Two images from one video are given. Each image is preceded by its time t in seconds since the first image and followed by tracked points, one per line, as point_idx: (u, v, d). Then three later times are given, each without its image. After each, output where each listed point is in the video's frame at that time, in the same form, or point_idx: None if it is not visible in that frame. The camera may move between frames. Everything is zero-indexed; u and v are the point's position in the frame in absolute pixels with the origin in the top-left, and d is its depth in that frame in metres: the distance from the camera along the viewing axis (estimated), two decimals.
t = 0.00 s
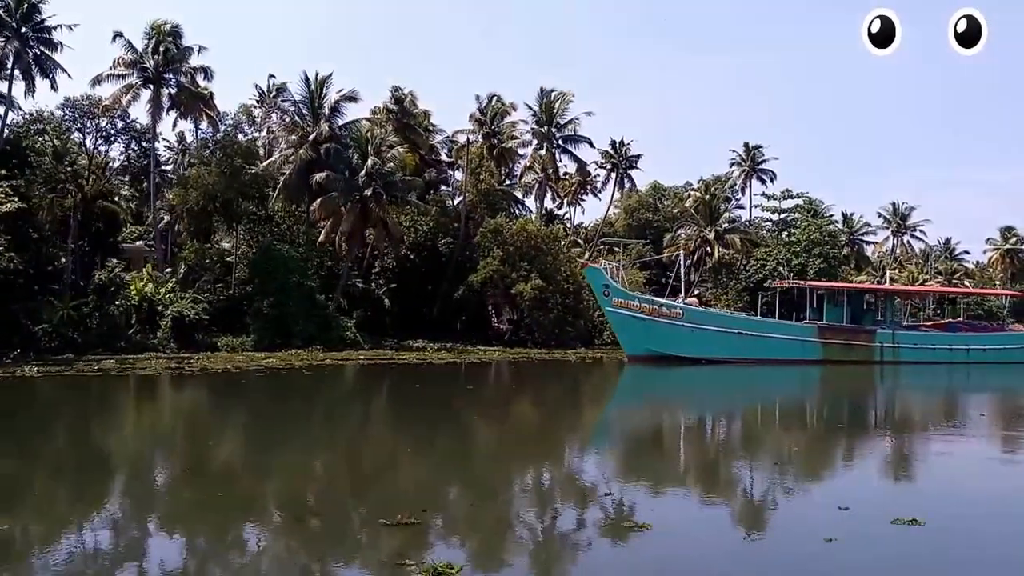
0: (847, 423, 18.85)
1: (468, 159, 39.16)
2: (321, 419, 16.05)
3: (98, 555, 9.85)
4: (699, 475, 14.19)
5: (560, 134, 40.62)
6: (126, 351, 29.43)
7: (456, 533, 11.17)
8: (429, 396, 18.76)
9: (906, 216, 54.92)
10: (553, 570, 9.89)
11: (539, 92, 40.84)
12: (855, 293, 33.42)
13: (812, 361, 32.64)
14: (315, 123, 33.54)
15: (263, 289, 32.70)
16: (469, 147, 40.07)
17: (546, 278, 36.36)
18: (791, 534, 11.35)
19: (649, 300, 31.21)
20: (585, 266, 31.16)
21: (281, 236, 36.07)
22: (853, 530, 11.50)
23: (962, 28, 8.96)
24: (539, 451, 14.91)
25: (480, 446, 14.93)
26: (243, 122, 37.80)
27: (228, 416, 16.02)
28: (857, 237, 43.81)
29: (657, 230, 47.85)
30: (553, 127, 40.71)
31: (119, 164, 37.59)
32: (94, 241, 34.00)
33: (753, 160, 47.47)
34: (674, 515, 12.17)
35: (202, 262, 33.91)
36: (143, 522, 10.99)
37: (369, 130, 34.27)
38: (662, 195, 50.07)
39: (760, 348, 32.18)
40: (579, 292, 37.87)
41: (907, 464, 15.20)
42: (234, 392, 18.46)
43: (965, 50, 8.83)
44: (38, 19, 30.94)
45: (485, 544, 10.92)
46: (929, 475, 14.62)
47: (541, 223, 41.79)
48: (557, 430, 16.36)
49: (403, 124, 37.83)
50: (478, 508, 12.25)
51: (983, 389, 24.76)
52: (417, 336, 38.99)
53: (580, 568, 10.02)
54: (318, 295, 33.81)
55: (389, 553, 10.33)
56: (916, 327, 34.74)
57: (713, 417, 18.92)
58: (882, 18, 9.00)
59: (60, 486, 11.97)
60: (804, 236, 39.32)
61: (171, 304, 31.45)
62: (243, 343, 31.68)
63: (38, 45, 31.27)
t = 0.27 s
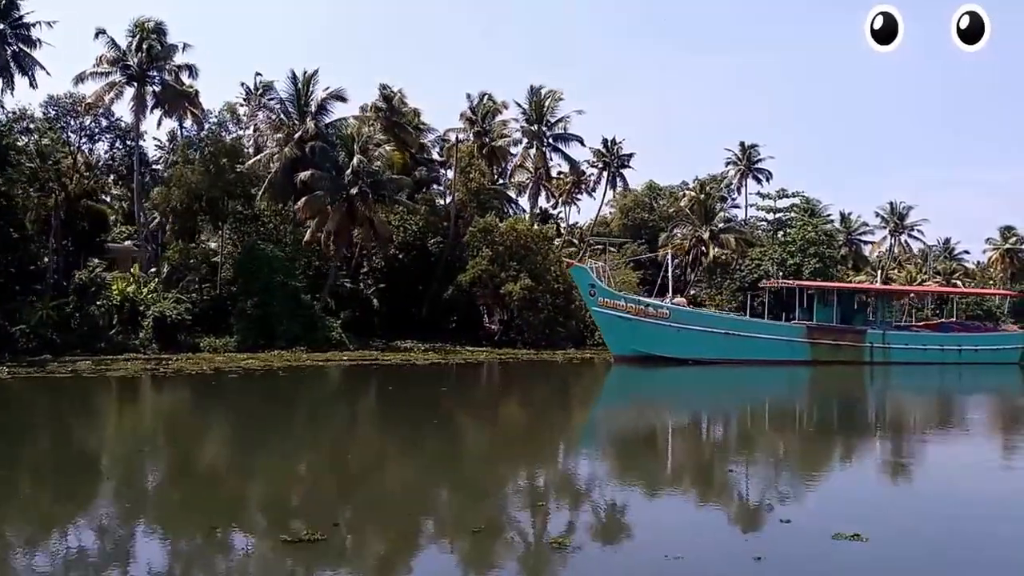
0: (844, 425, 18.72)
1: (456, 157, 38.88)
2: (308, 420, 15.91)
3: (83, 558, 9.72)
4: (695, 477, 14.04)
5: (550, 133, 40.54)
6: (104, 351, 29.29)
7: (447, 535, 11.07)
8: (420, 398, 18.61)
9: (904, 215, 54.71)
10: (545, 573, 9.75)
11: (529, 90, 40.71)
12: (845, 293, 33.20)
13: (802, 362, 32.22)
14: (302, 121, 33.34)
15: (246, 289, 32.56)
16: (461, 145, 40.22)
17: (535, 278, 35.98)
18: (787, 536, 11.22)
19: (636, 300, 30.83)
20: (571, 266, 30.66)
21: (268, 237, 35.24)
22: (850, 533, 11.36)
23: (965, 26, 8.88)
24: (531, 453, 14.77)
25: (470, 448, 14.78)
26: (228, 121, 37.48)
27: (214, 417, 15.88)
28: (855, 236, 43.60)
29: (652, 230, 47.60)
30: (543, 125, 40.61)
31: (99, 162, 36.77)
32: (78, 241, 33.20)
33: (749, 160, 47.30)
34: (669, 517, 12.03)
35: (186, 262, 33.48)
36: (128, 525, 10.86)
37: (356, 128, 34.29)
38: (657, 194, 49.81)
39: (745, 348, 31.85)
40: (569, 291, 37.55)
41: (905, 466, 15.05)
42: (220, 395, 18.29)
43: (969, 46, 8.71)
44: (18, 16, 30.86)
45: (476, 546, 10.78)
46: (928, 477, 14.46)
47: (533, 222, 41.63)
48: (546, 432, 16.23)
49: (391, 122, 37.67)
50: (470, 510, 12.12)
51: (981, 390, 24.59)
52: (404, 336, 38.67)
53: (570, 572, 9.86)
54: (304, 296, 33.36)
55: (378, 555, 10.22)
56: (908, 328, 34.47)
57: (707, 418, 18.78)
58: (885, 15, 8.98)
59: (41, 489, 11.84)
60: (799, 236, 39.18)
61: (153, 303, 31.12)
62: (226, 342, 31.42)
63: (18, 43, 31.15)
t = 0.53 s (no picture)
0: (842, 427, 18.56)
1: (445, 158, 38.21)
2: (295, 422, 15.74)
3: (66, 562, 9.57)
4: (690, 478, 13.91)
5: (541, 131, 40.38)
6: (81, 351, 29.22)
7: (437, 536, 10.95)
8: (411, 399, 18.47)
9: (901, 214, 54.49)
10: None
11: (520, 86, 40.39)
12: (835, 292, 32.94)
13: (789, 363, 32.05)
14: (287, 118, 32.99)
15: (229, 288, 32.27)
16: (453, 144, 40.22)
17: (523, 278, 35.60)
18: (783, 539, 11.07)
19: (622, 300, 30.63)
20: (556, 266, 30.31)
21: (255, 236, 34.64)
22: (848, 536, 11.22)
23: (966, 25, 8.97)
24: (523, 454, 14.64)
25: (460, 449, 14.65)
26: (211, 120, 37.25)
27: (201, 419, 15.76)
28: (852, 237, 43.49)
29: (647, 230, 47.34)
30: (533, 124, 40.36)
31: (86, 161, 36.29)
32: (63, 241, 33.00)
33: (745, 158, 47.09)
34: (663, 518, 11.89)
35: (171, 262, 32.79)
36: (111, 528, 10.71)
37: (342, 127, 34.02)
38: (653, 194, 49.56)
39: (732, 348, 31.66)
40: (559, 291, 37.30)
41: (905, 468, 14.91)
42: (206, 397, 18.14)
43: (970, 46, 8.81)
44: None
45: (467, 548, 10.63)
46: (927, 480, 14.31)
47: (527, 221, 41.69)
48: (537, 433, 16.07)
49: (380, 120, 36.86)
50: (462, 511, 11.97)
51: (979, 392, 24.41)
52: (392, 338, 38.47)
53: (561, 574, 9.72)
54: (288, 296, 32.95)
55: (366, 558, 10.08)
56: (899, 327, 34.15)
57: (703, 419, 18.63)
58: (886, 15, 9.06)
59: (22, 490, 11.70)
60: (795, 235, 38.53)
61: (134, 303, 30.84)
62: (207, 343, 31.25)
63: None
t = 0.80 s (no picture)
0: (839, 428, 18.44)
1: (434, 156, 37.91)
2: (282, 424, 15.63)
3: (48, 566, 9.44)
4: (685, 479, 13.81)
5: (530, 129, 40.27)
6: (60, 353, 28.98)
7: (427, 538, 10.85)
8: (400, 400, 18.34)
9: (898, 214, 54.31)
10: None
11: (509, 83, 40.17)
12: (824, 292, 32.75)
13: (777, 364, 31.73)
14: (273, 115, 32.80)
15: (212, 289, 31.86)
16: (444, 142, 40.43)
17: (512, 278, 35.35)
18: (780, 541, 10.97)
19: (607, 300, 30.17)
20: (540, 266, 29.96)
21: (245, 237, 33.72)
22: (844, 538, 11.10)
23: (968, 25, 8.97)
24: (514, 455, 14.54)
25: (450, 450, 14.54)
26: (195, 118, 37.12)
27: (188, 421, 15.64)
28: (850, 238, 43.45)
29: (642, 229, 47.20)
30: (523, 122, 40.16)
31: (72, 159, 36.23)
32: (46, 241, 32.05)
33: (741, 157, 46.93)
34: (660, 519, 11.78)
35: (154, 262, 32.53)
36: (94, 532, 10.58)
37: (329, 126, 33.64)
38: (648, 193, 49.43)
39: (717, 348, 31.40)
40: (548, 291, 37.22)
41: (903, 469, 14.80)
42: (192, 398, 18.00)
43: (972, 46, 8.83)
44: None
45: (458, 552, 10.52)
46: (925, 480, 14.21)
47: (520, 220, 41.70)
48: (527, 434, 15.94)
49: (368, 118, 36.80)
50: (453, 513, 11.86)
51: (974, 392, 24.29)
52: (380, 338, 37.87)
53: None
54: (273, 296, 32.69)
55: (354, 561, 9.97)
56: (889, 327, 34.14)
57: (697, 420, 18.51)
58: (887, 15, 9.17)
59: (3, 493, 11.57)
60: (789, 234, 38.26)
61: (115, 304, 30.76)
62: (190, 344, 30.99)
63: None
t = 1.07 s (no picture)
0: (835, 428, 18.32)
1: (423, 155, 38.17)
2: (268, 426, 15.51)
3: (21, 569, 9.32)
4: (678, 480, 13.69)
5: (520, 127, 40.21)
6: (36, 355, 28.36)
7: (417, 538, 10.77)
8: (389, 401, 18.23)
9: (896, 213, 54.12)
10: None
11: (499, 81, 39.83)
12: (813, 292, 32.62)
13: (764, 365, 31.51)
14: (258, 114, 32.50)
15: (195, 288, 31.62)
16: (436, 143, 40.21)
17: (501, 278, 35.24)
18: (776, 541, 10.84)
19: (591, 300, 29.92)
20: (523, 263, 29.88)
21: (231, 237, 34.04)
22: (843, 537, 11.00)
23: (965, 24, 8.89)
24: (505, 456, 14.42)
25: (437, 451, 14.42)
26: (178, 116, 37.06)
27: (172, 423, 15.53)
28: (850, 238, 43.24)
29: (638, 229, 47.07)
30: (512, 120, 40.08)
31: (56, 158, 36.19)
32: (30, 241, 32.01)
33: (736, 157, 46.77)
34: (654, 520, 11.66)
35: (137, 262, 32.13)
36: (75, 535, 10.45)
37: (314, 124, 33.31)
38: (644, 193, 49.30)
39: (701, 349, 31.14)
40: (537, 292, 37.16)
41: (900, 469, 14.67)
42: (174, 399, 17.88)
43: (970, 46, 8.75)
44: None
45: (448, 553, 10.40)
46: (923, 480, 14.08)
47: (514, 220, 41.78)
48: (518, 436, 15.82)
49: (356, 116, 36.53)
50: (442, 514, 11.75)
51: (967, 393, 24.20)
52: (369, 339, 37.40)
53: None
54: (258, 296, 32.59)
55: (341, 563, 9.85)
56: (879, 327, 34.01)
57: (689, 420, 18.38)
58: (886, 14, 9.13)
59: None
60: (784, 234, 38.09)
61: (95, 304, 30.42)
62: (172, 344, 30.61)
63: None
